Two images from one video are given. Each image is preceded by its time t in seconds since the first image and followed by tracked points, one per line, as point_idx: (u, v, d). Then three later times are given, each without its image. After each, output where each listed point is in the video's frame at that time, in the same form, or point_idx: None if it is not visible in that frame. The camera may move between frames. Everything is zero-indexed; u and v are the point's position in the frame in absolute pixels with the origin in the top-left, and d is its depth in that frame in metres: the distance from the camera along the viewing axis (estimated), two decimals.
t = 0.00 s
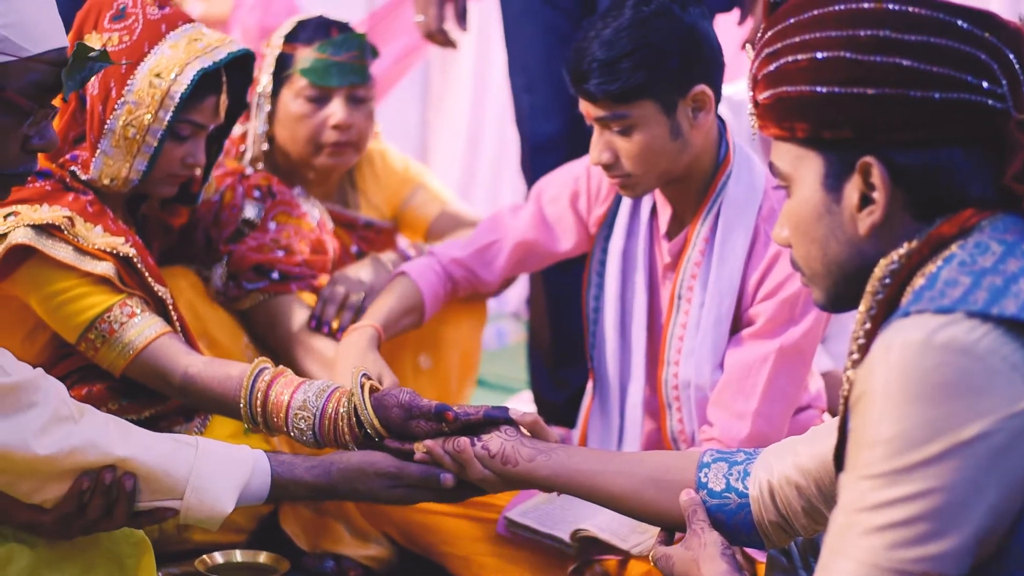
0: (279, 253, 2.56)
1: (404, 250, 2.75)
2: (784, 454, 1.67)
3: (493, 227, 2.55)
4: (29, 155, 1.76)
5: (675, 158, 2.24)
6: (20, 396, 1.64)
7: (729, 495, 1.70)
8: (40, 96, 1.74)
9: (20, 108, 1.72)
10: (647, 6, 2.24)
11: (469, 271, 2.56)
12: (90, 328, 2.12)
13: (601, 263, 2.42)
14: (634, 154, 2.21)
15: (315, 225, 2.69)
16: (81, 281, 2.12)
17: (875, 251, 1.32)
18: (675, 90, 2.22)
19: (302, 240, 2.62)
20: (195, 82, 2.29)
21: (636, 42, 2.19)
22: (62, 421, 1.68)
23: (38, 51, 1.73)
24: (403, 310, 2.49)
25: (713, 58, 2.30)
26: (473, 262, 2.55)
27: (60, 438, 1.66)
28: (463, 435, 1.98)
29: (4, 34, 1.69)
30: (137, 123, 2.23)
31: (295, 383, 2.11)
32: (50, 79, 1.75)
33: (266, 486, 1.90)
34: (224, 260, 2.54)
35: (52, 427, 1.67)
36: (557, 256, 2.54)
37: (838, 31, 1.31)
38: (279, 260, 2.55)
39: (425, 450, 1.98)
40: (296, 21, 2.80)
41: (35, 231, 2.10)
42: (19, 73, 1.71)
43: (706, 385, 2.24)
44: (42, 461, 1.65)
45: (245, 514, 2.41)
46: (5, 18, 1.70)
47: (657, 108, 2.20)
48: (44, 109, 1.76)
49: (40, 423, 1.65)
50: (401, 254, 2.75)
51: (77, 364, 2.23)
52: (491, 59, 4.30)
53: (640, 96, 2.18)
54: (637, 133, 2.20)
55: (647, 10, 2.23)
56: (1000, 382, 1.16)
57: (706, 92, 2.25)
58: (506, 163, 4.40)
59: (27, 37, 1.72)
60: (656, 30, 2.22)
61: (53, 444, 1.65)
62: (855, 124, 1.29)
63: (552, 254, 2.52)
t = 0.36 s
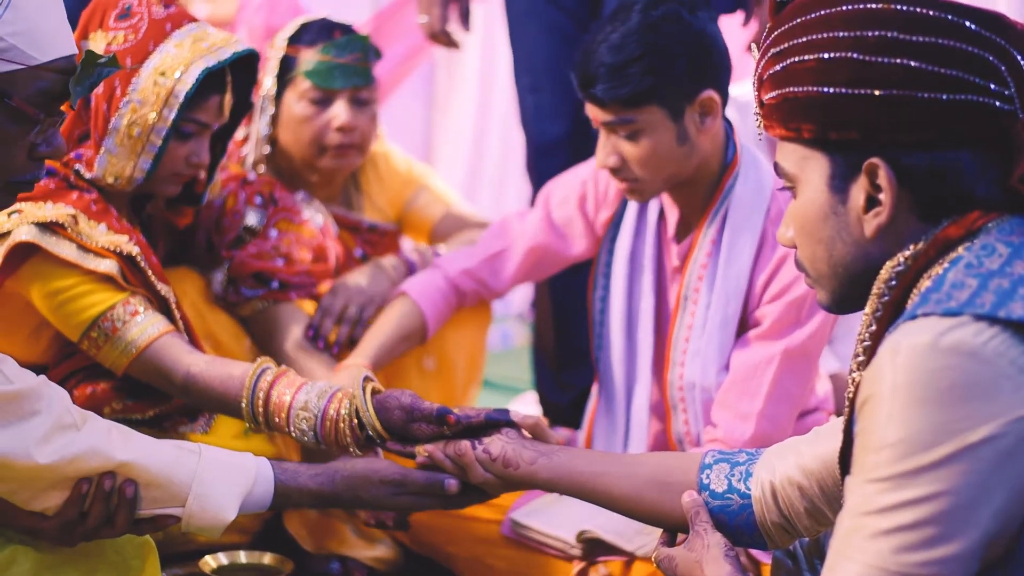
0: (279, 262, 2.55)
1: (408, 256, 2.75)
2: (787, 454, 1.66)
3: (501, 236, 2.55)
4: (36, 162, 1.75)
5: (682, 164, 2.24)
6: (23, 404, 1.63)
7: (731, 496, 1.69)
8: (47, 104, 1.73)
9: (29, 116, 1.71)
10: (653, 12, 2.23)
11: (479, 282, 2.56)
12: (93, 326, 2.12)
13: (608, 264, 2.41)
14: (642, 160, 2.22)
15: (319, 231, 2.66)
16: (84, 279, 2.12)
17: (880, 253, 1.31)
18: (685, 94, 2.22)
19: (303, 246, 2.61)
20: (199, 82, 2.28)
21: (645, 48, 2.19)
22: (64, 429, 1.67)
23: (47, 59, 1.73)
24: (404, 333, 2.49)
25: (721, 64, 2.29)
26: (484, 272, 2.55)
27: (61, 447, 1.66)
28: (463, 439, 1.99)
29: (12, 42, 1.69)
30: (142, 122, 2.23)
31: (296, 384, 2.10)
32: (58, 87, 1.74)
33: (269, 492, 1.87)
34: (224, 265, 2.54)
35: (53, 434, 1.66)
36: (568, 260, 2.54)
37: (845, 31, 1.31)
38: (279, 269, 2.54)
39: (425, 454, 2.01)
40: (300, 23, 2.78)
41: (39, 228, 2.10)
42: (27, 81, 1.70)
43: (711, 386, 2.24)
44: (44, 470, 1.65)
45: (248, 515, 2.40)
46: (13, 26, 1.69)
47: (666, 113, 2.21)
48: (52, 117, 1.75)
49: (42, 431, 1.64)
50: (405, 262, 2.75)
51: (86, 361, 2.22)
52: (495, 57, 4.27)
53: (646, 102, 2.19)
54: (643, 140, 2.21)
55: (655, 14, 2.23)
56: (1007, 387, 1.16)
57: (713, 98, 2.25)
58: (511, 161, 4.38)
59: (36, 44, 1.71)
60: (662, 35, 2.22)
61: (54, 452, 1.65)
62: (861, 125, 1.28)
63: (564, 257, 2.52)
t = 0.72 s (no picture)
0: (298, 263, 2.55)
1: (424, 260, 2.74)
2: (801, 455, 1.64)
3: (518, 232, 2.54)
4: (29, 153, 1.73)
5: (698, 167, 2.24)
6: (20, 396, 1.63)
7: (744, 498, 1.68)
8: (30, 90, 1.67)
9: (9, 102, 1.65)
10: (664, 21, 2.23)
11: (496, 278, 2.53)
12: (104, 326, 2.11)
13: (625, 263, 2.40)
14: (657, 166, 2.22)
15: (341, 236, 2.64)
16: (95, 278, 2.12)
17: (893, 257, 1.30)
18: (697, 100, 2.20)
19: (326, 250, 2.59)
20: (212, 80, 2.28)
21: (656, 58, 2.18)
22: (65, 418, 1.67)
23: (28, 45, 1.66)
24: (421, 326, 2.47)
25: (732, 65, 2.27)
26: (501, 267, 2.53)
27: (61, 436, 1.65)
28: (478, 438, 2.02)
29: None
30: (154, 120, 2.23)
31: (310, 381, 2.12)
32: (40, 73, 1.66)
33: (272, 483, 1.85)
34: (242, 262, 2.56)
35: (53, 424, 1.65)
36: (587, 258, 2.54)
37: (855, 35, 1.30)
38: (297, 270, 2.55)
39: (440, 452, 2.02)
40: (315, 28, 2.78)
41: (51, 227, 2.10)
42: (10, 66, 1.64)
43: (728, 384, 2.23)
44: (44, 459, 1.64)
45: (263, 514, 2.39)
46: None
47: (679, 122, 2.20)
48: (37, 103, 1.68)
49: (40, 422, 1.64)
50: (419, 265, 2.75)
51: (94, 361, 2.20)
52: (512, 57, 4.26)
53: (658, 113, 2.18)
54: (656, 147, 2.21)
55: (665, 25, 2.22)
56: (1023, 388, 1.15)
57: (726, 103, 2.24)
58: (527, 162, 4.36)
59: (16, 31, 1.65)
60: (676, 44, 2.21)
61: (52, 442, 1.64)
62: (872, 129, 1.27)
63: (582, 254, 2.52)
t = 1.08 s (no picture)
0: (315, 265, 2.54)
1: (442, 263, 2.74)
2: (813, 453, 1.66)
3: (534, 235, 2.55)
4: (49, 150, 1.74)
5: (712, 165, 2.24)
6: (43, 395, 1.65)
7: (757, 493, 1.69)
8: (55, 91, 1.71)
9: (36, 103, 1.69)
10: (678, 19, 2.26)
11: (512, 281, 2.56)
12: (124, 325, 2.13)
13: (640, 262, 2.40)
14: (671, 163, 2.22)
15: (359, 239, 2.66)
16: (115, 277, 2.13)
17: (909, 257, 1.31)
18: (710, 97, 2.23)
19: (347, 256, 2.61)
20: (232, 82, 2.30)
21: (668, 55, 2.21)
22: (88, 418, 1.68)
23: (53, 45, 1.69)
24: (437, 331, 2.49)
25: (747, 63, 2.30)
26: (517, 270, 2.55)
27: (84, 435, 1.66)
28: (495, 435, 2.00)
29: (17, 30, 1.65)
30: (174, 122, 2.24)
31: (329, 381, 2.13)
32: (64, 74, 1.70)
33: (295, 482, 1.82)
34: (264, 264, 2.55)
35: (76, 424, 1.67)
36: (604, 257, 2.53)
37: (872, 37, 1.31)
38: (320, 273, 2.54)
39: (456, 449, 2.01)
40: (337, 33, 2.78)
41: (71, 227, 2.12)
42: (34, 68, 1.67)
43: (745, 382, 2.23)
44: (68, 457, 1.65)
45: (280, 512, 2.40)
46: (18, 14, 1.65)
47: (694, 119, 2.22)
48: (61, 105, 1.73)
49: (64, 421, 1.66)
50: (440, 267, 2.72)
51: (114, 359, 2.25)
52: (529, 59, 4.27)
53: (673, 110, 2.20)
54: (671, 144, 2.22)
55: (679, 22, 2.26)
56: None
57: (741, 100, 2.25)
58: (542, 164, 4.38)
59: (42, 31, 1.68)
60: (689, 42, 2.24)
61: (76, 441, 1.65)
62: (887, 131, 1.28)
63: (598, 255, 2.52)
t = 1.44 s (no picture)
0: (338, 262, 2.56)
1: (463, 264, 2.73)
2: (826, 445, 1.66)
3: (553, 234, 2.54)
4: (92, 159, 1.74)
5: (731, 161, 2.23)
6: (79, 396, 1.62)
7: (771, 484, 1.68)
8: (103, 101, 1.69)
9: (84, 113, 1.67)
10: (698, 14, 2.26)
11: (531, 280, 2.54)
12: (143, 322, 2.14)
13: (658, 259, 2.40)
14: (690, 158, 2.22)
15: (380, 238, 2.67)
16: (132, 274, 2.14)
17: (927, 256, 1.31)
18: (726, 94, 2.23)
19: (369, 257, 2.61)
20: (252, 81, 2.31)
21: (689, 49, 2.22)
22: (122, 418, 1.66)
23: (105, 56, 1.67)
24: (458, 328, 2.47)
25: (767, 60, 2.30)
26: (536, 268, 2.53)
27: (120, 435, 1.65)
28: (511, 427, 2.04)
29: (67, 40, 1.62)
30: (194, 120, 2.24)
31: (346, 376, 2.13)
32: (113, 86, 1.69)
33: (324, 481, 1.80)
34: (286, 264, 2.56)
35: (112, 424, 1.65)
36: (621, 255, 2.53)
37: (895, 36, 1.30)
38: (342, 272, 2.55)
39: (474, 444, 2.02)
40: (361, 34, 2.77)
41: (90, 226, 2.13)
42: (84, 79, 1.65)
43: (762, 378, 2.22)
44: (103, 458, 1.64)
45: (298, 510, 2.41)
46: (69, 24, 1.63)
47: (712, 113, 2.22)
48: (107, 116, 1.72)
49: (101, 420, 1.63)
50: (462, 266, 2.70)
51: (133, 355, 2.26)
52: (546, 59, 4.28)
53: (691, 102, 2.21)
54: (690, 139, 2.22)
55: (701, 17, 2.26)
56: None
57: (759, 96, 2.25)
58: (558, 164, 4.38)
59: (93, 43, 1.65)
60: (710, 39, 2.24)
61: (113, 442, 1.64)
62: (909, 132, 1.28)
63: (617, 252, 2.52)
